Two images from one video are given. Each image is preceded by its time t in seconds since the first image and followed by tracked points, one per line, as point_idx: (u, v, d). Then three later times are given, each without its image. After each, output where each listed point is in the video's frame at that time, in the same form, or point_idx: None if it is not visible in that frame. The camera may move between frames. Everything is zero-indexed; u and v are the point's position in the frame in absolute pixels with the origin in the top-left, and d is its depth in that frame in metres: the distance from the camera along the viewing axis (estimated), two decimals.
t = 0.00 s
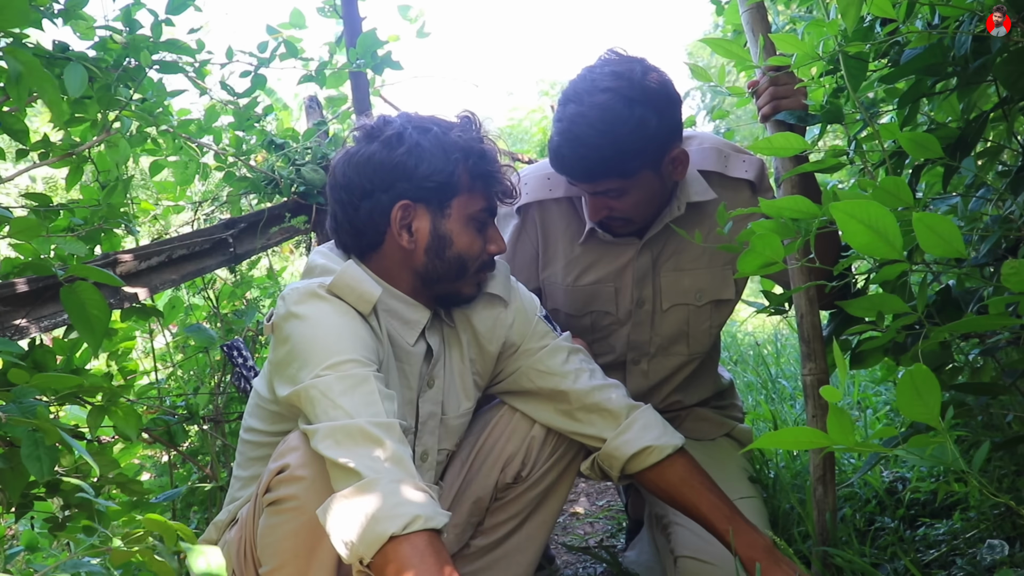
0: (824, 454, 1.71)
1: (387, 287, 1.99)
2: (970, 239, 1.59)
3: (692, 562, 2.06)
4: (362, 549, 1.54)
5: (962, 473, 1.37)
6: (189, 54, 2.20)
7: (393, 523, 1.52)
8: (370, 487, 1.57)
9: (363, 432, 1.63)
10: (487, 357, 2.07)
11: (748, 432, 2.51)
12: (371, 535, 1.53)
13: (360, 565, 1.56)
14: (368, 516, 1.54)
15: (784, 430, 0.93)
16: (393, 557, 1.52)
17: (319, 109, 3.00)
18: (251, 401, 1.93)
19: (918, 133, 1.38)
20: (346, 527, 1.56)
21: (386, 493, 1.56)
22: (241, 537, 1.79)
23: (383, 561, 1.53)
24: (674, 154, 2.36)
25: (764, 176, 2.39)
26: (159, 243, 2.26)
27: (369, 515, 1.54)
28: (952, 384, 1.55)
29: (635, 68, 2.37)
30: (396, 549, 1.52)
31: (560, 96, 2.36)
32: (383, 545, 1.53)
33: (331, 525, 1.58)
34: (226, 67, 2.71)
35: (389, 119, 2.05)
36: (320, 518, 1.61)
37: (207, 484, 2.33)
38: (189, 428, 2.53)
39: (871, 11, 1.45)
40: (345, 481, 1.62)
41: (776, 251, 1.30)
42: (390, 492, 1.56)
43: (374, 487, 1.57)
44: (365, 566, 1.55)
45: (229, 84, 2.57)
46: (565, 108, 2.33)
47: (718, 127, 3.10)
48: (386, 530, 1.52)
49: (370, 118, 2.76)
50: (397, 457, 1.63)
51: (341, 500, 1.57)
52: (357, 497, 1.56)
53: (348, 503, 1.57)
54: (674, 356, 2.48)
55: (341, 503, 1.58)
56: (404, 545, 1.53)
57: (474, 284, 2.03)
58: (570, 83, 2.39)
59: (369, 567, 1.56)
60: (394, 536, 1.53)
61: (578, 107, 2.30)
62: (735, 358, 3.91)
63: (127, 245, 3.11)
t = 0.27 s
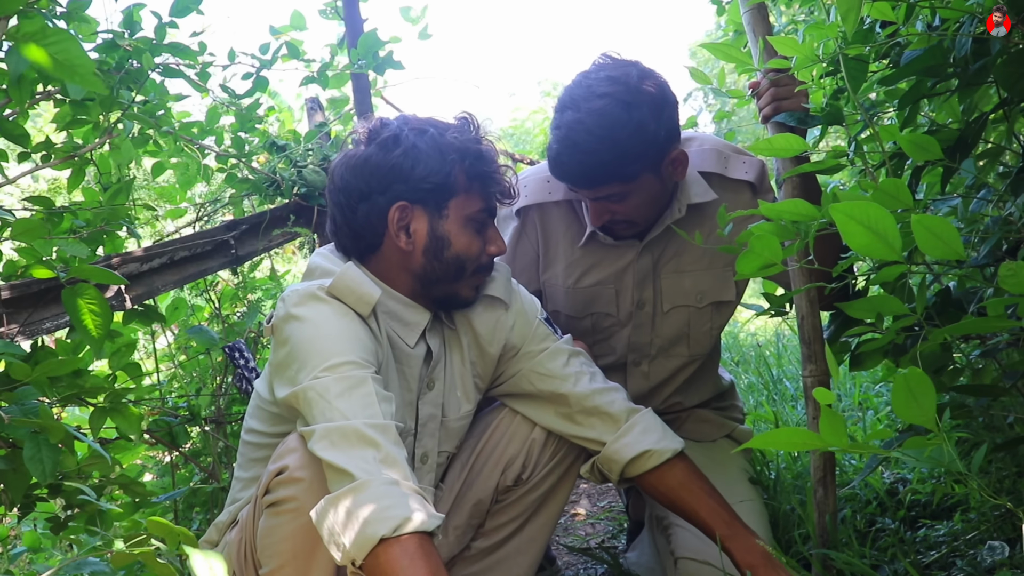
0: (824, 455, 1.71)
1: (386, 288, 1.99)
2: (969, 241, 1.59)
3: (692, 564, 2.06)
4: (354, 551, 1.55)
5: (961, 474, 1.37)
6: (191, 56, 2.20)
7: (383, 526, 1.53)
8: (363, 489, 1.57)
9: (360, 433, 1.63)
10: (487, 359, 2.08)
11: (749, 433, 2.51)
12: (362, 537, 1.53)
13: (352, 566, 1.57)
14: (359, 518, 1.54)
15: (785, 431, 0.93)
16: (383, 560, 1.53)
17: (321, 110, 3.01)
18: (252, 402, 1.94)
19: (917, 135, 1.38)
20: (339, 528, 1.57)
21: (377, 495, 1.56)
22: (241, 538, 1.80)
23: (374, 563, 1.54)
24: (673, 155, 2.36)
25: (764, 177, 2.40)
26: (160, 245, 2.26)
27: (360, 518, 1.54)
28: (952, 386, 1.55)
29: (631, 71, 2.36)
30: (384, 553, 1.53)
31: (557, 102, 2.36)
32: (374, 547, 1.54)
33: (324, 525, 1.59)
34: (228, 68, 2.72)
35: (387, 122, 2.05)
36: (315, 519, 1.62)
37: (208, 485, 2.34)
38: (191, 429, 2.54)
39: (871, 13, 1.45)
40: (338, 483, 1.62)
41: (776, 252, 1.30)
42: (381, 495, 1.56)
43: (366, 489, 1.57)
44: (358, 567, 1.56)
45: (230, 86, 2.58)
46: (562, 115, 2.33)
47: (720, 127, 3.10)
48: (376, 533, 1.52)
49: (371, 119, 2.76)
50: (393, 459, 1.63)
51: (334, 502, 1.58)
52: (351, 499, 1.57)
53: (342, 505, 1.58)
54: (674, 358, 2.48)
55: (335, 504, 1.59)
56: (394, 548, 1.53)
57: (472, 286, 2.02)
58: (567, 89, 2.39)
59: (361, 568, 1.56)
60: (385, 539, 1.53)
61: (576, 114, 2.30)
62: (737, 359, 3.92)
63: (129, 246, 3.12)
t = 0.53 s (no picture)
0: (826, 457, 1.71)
1: (386, 290, 2.00)
2: (972, 244, 1.59)
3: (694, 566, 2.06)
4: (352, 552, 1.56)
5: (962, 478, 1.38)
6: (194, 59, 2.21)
7: (380, 528, 1.53)
8: (361, 491, 1.57)
9: (358, 435, 1.63)
10: (489, 361, 2.08)
11: (751, 435, 2.51)
12: (360, 539, 1.54)
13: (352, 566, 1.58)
14: (357, 520, 1.55)
15: (789, 438, 0.93)
16: (381, 561, 1.54)
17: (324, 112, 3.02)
18: (256, 405, 1.94)
19: (920, 138, 1.38)
20: (338, 530, 1.58)
21: (375, 497, 1.56)
22: (244, 539, 1.80)
23: (373, 564, 1.55)
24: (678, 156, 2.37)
25: (767, 179, 2.39)
26: (164, 247, 2.27)
27: (358, 520, 1.55)
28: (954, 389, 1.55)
29: (637, 69, 2.36)
30: (383, 555, 1.54)
31: (562, 100, 2.35)
32: (372, 548, 1.54)
33: (322, 526, 1.60)
34: (232, 71, 2.73)
35: (388, 124, 2.06)
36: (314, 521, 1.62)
37: (213, 486, 2.35)
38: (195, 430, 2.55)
39: (874, 16, 1.45)
40: (337, 484, 1.63)
41: (778, 256, 1.31)
42: (379, 497, 1.56)
43: (364, 491, 1.57)
44: (358, 568, 1.57)
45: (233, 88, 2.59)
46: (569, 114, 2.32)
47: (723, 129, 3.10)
48: (374, 535, 1.53)
49: (375, 121, 2.77)
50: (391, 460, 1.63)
51: (332, 503, 1.59)
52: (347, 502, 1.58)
53: (340, 507, 1.58)
54: (677, 360, 2.48)
55: (334, 506, 1.59)
56: (392, 549, 1.54)
57: (473, 288, 2.03)
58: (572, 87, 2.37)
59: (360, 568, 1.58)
60: (383, 541, 1.54)
61: (582, 112, 2.29)
62: (740, 360, 3.92)
63: (134, 248, 3.13)
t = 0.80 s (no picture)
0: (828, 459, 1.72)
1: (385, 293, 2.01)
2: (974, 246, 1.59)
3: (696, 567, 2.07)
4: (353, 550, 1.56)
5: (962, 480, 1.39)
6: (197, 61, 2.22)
7: (381, 524, 1.54)
8: (361, 488, 1.58)
9: (357, 433, 1.64)
10: (490, 363, 2.08)
11: (754, 436, 2.51)
12: (361, 536, 1.55)
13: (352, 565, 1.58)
14: (358, 517, 1.56)
15: (792, 442, 0.94)
16: (382, 556, 1.55)
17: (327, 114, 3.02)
18: (258, 406, 1.95)
19: (922, 141, 1.39)
20: (338, 528, 1.58)
21: (375, 494, 1.57)
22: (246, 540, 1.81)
23: (373, 561, 1.56)
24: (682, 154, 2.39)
25: (768, 182, 2.41)
26: (168, 249, 2.27)
27: (359, 517, 1.56)
28: (956, 391, 1.55)
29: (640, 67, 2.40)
30: (383, 549, 1.55)
31: (566, 100, 2.36)
32: (372, 545, 1.55)
33: (322, 524, 1.61)
34: (235, 73, 2.74)
35: (388, 127, 2.09)
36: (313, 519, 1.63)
37: (217, 487, 2.36)
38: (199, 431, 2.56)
39: (876, 19, 1.45)
40: (336, 483, 1.63)
41: (780, 259, 1.31)
42: (379, 493, 1.58)
43: (364, 488, 1.58)
44: (358, 566, 1.58)
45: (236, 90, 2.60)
46: (576, 110, 2.34)
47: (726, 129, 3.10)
48: (375, 531, 1.54)
49: (378, 123, 2.78)
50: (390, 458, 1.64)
51: (332, 502, 1.59)
52: (345, 500, 1.59)
53: (340, 505, 1.59)
54: (679, 363, 2.48)
55: (333, 504, 1.60)
56: (393, 545, 1.55)
57: (467, 293, 2.01)
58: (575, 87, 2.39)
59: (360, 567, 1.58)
60: (383, 536, 1.55)
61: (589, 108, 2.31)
62: (744, 360, 3.92)
63: (139, 250, 3.15)
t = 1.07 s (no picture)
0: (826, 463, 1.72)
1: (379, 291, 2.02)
2: (973, 247, 1.59)
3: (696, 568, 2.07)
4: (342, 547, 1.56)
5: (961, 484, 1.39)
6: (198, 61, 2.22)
7: (370, 521, 1.54)
8: (350, 485, 1.58)
9: (350, 430, 1.64)
10: (487, 363, 2.08)
11: (753, 437, 2.51)
12: (351, 533, 1.55)
13: (341, 562, 1.58)
14: (347, 515, 1.56)
15: (789, 442, 0.93)
16: (372, 553, 1.55)
17: (327, 115, 3.02)
18: (256, 406, 1.95)
19: (921, 142, 1.38)
20: (326, 524, 1.58)
21: (366, 491, 1.57)
22: (242, 539, 1.81)
23: (363, 557, 1.56)
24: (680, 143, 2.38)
25: (763, 183, 2.41)
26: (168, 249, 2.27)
27: (349, 514, 1.56)
28: (956, 392, 1.55)
29: (634, 56, 2.41)
30: (374, 547, 1.55)
31: (562, 93, 2.36)
32: (362, 541, 1.55)
33: (310, 519, 1.60)
34: (236, 73, 2.74)
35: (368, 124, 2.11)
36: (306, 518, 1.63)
37: (216, 488, 2.36)
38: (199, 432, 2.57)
39: (875, 20, 1.45)
40: (329, 481, 1.63)
41: (778, 259, 1.31)
42: (369, 491, 1.57)
43: (353, 485, 1.58)
44: (347, 562, 1.58)
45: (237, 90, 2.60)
46: (576, 101, 2.34)
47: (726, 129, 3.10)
48: (365, 528, 1.54)
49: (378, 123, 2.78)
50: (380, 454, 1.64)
51: (321, 497, 1.59)
52: (337, 496, 1.58)
53: (329, 502, 1.58)
54: (678, 366, 2.48)
55: (324, 501, 1.59)
56: (383, 541, 1.55)
57: (418, 293, 1.97)
58: (571, 80, 2.38)
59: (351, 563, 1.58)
60: (374, 534, 1.55)
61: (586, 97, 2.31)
62: (744, 361, 3.92)
63: (140, 251, 3.15)
